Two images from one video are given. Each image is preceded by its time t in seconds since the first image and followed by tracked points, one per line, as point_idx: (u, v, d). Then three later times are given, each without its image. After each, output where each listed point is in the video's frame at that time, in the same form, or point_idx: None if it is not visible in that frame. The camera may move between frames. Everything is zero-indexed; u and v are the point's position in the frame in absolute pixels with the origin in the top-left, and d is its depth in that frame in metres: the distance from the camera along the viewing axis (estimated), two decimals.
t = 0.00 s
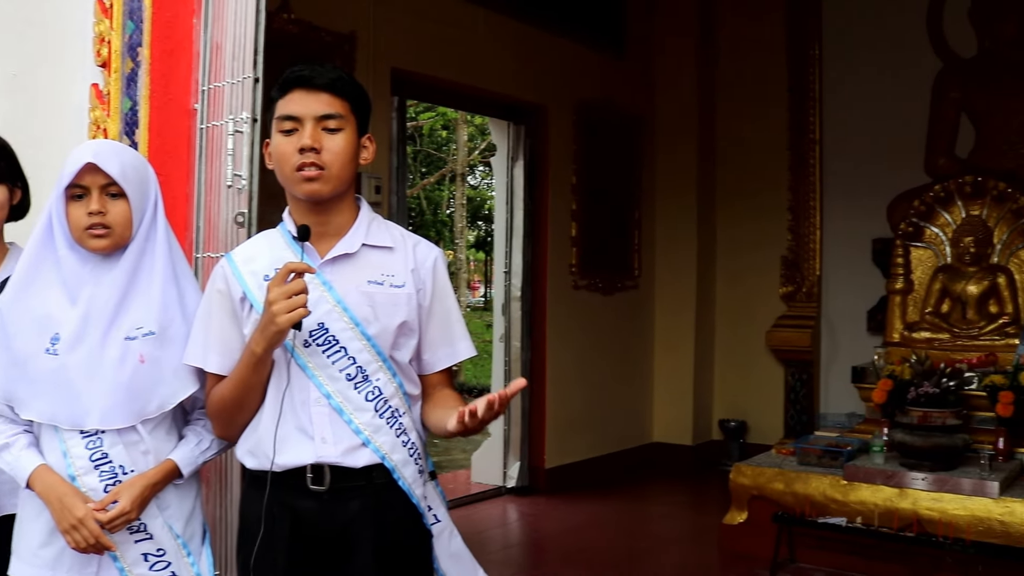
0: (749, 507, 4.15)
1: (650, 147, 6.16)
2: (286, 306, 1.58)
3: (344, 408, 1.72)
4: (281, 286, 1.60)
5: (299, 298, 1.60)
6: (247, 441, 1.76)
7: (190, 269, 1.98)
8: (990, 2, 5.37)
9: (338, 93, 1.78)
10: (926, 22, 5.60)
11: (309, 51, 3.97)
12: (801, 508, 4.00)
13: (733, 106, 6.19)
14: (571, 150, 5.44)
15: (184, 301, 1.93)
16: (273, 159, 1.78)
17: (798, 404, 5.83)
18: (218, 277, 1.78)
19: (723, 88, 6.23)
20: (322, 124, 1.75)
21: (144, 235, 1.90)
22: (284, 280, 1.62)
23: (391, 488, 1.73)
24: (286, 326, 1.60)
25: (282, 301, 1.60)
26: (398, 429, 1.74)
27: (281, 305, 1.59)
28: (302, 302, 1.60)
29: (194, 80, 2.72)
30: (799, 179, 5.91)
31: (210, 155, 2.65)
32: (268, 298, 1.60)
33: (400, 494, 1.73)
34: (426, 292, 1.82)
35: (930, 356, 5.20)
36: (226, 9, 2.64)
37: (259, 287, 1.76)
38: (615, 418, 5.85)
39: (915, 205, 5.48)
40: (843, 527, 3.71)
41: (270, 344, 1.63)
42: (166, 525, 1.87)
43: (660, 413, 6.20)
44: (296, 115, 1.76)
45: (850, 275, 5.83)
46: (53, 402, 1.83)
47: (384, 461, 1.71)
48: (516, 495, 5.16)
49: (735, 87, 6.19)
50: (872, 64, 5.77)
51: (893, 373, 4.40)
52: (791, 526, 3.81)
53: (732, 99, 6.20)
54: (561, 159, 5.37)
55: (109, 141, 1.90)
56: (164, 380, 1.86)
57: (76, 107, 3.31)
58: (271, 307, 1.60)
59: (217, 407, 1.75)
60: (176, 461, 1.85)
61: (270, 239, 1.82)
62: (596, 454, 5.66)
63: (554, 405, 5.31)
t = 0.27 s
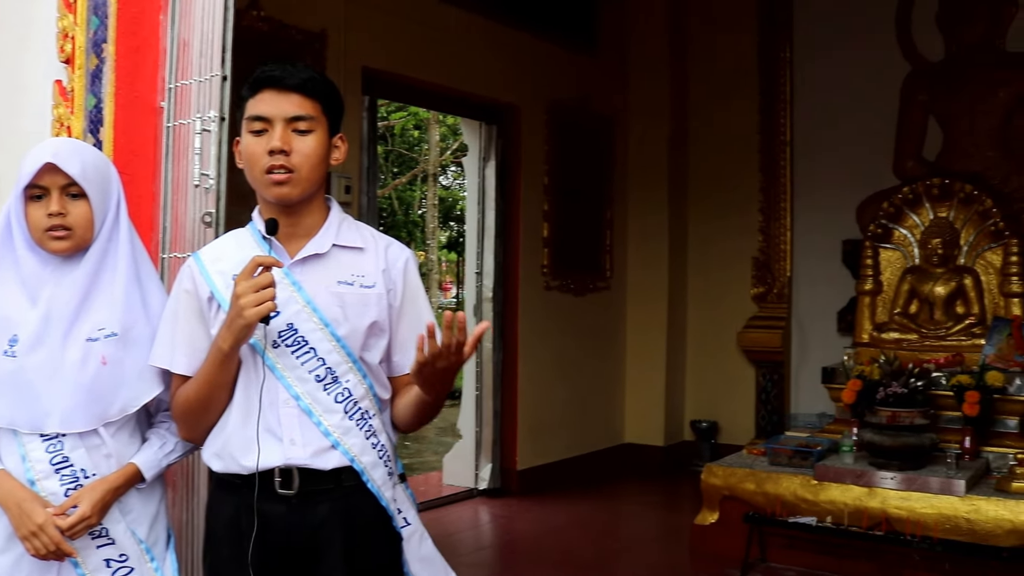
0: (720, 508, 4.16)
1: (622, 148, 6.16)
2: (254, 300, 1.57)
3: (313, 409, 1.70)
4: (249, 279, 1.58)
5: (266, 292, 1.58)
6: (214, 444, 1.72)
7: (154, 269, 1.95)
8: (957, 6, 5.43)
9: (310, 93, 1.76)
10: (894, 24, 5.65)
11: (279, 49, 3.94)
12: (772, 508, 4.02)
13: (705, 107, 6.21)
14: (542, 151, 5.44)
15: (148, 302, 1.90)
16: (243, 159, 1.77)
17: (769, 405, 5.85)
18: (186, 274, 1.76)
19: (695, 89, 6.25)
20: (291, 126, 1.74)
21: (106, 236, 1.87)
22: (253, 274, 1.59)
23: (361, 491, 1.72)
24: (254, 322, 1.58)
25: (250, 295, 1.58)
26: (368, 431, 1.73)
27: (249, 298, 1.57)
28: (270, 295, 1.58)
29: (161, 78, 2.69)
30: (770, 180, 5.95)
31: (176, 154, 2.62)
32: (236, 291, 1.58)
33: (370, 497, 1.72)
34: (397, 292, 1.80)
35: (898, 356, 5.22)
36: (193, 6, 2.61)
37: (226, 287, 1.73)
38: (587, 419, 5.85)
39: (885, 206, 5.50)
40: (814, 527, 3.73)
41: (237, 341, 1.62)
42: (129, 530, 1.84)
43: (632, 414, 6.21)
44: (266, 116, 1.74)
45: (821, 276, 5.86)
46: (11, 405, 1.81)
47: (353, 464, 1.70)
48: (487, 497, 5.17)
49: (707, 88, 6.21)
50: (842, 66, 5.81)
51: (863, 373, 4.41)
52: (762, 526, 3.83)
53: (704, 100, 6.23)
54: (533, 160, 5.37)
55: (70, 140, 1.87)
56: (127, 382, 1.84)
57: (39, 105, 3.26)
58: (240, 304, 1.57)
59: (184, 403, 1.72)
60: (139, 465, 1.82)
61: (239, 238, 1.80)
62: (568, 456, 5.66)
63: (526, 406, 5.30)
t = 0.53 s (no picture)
0: (691, 508, 4.17)
1: (593, 149, 6.16)
2: (223, 301, 1.55)
3: (281, 409, 1.68)
4: (217, 280, 1.56)
5: (235, 294, 1.56)
6: (181, 445, 1.70)
7: (118, 268, 1.92)
8: (925, 9, 5.48)
9: (270, 91, 1.74)
10: (862, 27, 5.70)
11: (247, 47, 3.91)
12: (742, 508, 4.03)
13: (675, 109, 6.24)
14: (513, 151, 5.43)
15: (112, 302, 1.87)
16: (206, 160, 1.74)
17: (740, 405, 5.87)
18: (152, 273, 1.73)
19: (665, 90, 6.27)
20: (251, 125, 1.71)
21: (68, 235, 1.84)
22: (221, 275, 1.57)
23: (328, 493, 1.70)
24: (222, 323, 1.56)
25: (218, 296, 1.56)
26: (336, 431, 1.72)
27: (217, 300, 1.55)
28: (239, 297, 1.57)
29: (126, 75, 2.65)
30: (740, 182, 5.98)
31: (142, 153, 2.58)
32: (204, 293, 1.56)
33: (337, 498, 1.71)
34: (365, 290, 1.79)
35: (866, 355, 5.20)
36: (160, 3, 2.57)
37: (193, 284, 1.71)
38: (557, 421, 5.84)
39: (852, 208, 5.48)
40: (784, 527, 3.75)
41: (203, 343, 1.59)
42: (92, 534, 1.81)
43: (602, 416, 6.21)
44: (226, 116, 1.72)
45: (790, 278, 5.90)
46: None
47: (321, 465, 1.68)
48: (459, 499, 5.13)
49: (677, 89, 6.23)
50: (811, 68, 5.85)
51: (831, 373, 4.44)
52: (732, 527, 3.86)
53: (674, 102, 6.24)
54: (505, 161, 5.36)
55: (30, 138, 1.84)
56: (90, 385, 1.80)
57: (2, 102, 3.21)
58: (207, 304, 1.56)
59: (148, 405, 1.69)
60: (102, 468, 1.80)
61: (208, 236, 1.77)
62: (540, 456, 5.66)
63: (496, 407, 5.29)
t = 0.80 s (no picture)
0: (661, 508, 4.17)
1: (563, 149, 6.16)
2: (192, 304, 1.52)
3: (247, 407, 1.65)
4: (186, 282, 1.53)
5: (204, 297, 1.54)
6: (145, 443, 1.66)
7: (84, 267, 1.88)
8: (891, 12, 5.53)
9: (243, 93, 1.71)
10: (830, 28, 5.74)
11: (215, 44, 3.86)
12: (712, 507, 4.04)
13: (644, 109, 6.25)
14: (483, 151, 5.41)
15: (77, 302, 1.83)
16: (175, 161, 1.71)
17: (710, 405, 5.89)
18: (116, 270, 1.68)
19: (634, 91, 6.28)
20: (224, 128, 1.68)
21: (31, 235, 1.79)
22: (190, 277, 1.55)
23: (295, 493, 1.68)
24: (190, 326, 1.53)
25: (186, 299, 1.53)
26: (303, 430, 1.69)
27: (185, 302, 1.52)
28: (207, 300, 1.54)
29: (91, 73, 2.59)
30: (710, 182, 6.02)
31: (106, 152, 2.53)
32: (172, 295, 1.53)
33: (304, 498, 1.68)
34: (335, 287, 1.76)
35: (836, 355, 5.22)
36: None
37: (160, 281, 1.68)
38: (527, 421, 5.83)
39: (821, 208, 5.52)
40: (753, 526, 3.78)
41: (170, 344, 1.56)
42: (56, 538, 1.78)
43: (572, 416, 6.21)
44: (198, 118, 1.68)
45: (759, 278, 5.93)
46: None
47: (288, 465, 1.66)
48: (429, 500, 5.11)
49: (646, 90, 6.24)
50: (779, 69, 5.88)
51: (800, 373, 4.45)
52: (701, 527, 3.88)
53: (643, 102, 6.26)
54: (475, 160, 5.35)
55: None
56: (54, 387, 1.77)
57: None
58: (175, 306, 1.53)
59: (110, 404, 1.64)
60: (66, 471, 1.76)
61: (174, 233, 1.74)
62: (510, 457, 5.65)
63: (466, 409, 5.27)
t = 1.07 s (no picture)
0: (631, 509, 4.17)
1: (533, 149, 6.15)
2: (160, 305, 1.48)
3: (213, 410, 1.61)
4: (154, 282, 1.50)
5: (171, 298, 1.50)
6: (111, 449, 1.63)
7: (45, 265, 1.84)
8: (859, 14, 5.56)
9: (214, 91, 1.68)
10: (800, 30, 5.76)
11: (181, 42, 3.81)
12: (682, 507, 4.05)
13: (614, 110, 6.25)
14: (453, 150, 5.39)
15: (38, 303, 1.79)
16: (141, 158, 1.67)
17: (679, 405, 5.91)
18: (79, 275, 1.65)
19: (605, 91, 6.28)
20: (196, 126, 1.65)
21: None
22: (157, 278, 1.51)
23: (264, 495, 1.63)
24: (157, 327, 1.49)
25: (153, 299, 1.49)
26: (270, 432, 1.65)
27: (152, 304, 1.48)
28: (175, 301, 1.50)
29: (54, 69, 2.49)
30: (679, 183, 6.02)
31: (70, 150, 2.44)
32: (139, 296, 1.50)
33: (273, 500, 1.64)
34: (302, 289, 1.73)
35: (805, 356, 5.24)
36: None
37: (121, 285, 1.64)
38: (497, 422, 5.81)
39: (790, 209, 5.56)
40: (722, 527, 3.78)
41: (137, 348, 1.52)
42: (18, 543, 1.74)
43: (542, 417, 6.20)
44: (169, 115, 1.65)
45: (728, 278, 5.95)
46: None
47: (255, 466, 1.61)
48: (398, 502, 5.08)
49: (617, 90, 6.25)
50: (750, 70, 5.90)
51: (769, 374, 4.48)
52: (671, 527, 3.88)
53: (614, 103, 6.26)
54: (444, 160, 5.32)
55: None
56: (17, 388, 1.73)
57: None
58: (141, 307, 1.49)
59: (77, 412, 1.62)
60: (29, 474, 1.73)
61: (135, 236, 1.70)
62: (481, 458, 5.64)
63: (435, 409, 5.24)
